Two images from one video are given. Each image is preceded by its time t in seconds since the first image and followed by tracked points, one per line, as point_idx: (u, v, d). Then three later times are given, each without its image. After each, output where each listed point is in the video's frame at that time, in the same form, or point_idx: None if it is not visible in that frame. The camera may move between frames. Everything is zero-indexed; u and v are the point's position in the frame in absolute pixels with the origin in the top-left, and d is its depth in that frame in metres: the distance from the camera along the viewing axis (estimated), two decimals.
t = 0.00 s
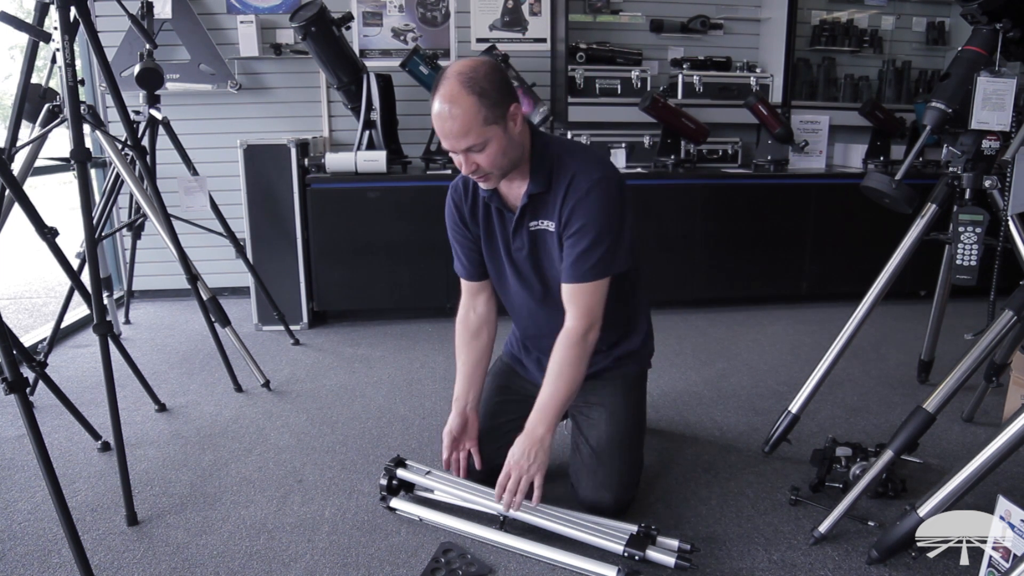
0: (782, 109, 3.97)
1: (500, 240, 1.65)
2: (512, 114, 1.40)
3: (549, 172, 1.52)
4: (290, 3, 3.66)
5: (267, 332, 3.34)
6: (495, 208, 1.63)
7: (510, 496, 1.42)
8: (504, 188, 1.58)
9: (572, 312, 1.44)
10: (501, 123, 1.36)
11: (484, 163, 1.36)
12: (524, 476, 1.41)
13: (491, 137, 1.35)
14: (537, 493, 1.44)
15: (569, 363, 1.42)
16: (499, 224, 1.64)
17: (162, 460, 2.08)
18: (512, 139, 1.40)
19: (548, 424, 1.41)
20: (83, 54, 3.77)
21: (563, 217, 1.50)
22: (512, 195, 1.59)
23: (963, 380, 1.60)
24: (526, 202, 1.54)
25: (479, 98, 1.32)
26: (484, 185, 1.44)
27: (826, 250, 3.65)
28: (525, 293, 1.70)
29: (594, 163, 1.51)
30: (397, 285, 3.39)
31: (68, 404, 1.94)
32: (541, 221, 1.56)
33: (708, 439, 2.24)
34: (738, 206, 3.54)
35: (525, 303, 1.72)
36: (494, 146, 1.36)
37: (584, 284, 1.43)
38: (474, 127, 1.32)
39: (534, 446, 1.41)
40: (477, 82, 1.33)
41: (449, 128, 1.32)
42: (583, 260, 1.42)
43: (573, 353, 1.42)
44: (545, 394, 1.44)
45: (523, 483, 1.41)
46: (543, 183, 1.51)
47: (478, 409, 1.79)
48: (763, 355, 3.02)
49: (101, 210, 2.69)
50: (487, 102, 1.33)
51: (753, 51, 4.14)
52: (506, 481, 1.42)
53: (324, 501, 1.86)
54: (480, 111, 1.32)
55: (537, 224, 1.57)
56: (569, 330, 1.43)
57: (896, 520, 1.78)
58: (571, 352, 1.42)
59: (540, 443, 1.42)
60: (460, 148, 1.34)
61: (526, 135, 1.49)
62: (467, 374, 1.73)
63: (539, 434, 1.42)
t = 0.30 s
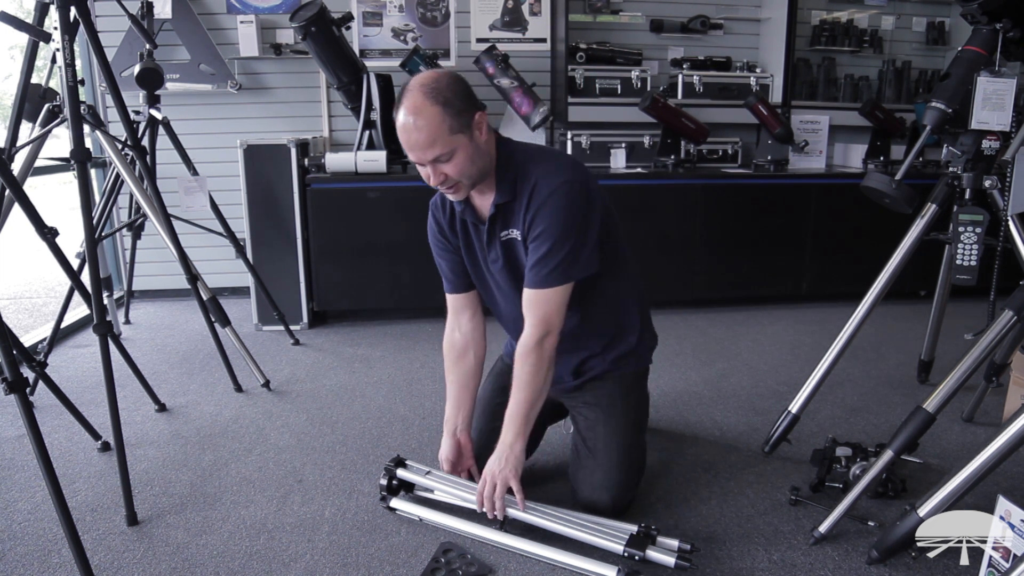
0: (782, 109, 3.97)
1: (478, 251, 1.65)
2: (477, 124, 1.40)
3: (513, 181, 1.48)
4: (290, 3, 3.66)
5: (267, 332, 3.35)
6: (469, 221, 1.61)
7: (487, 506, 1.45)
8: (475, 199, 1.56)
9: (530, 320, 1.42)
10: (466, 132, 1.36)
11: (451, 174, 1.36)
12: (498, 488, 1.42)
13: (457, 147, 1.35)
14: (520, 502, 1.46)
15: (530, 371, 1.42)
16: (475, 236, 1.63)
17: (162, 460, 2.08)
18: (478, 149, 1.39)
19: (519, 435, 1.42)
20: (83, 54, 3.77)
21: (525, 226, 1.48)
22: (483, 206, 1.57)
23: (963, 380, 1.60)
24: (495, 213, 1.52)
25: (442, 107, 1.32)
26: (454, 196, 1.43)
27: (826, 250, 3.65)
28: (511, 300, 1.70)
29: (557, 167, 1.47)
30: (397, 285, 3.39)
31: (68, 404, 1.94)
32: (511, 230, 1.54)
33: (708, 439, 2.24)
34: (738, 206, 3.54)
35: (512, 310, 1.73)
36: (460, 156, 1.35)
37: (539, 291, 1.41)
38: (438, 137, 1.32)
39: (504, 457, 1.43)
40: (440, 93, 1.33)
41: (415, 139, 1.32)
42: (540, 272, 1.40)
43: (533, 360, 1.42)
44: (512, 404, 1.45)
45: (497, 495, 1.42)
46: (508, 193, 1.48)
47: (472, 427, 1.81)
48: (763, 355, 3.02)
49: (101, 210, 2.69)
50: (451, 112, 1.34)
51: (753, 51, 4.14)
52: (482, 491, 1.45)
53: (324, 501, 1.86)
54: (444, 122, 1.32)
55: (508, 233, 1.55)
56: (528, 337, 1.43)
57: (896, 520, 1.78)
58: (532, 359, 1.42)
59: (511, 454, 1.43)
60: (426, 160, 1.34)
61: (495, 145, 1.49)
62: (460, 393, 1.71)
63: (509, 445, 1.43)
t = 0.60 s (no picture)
0: (782, 109, 3.97)
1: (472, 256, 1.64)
2: (462, 125, 1.39)
3: (502, 183, 1.47)
4: (290, 3, 3.66)
5: (267, 332, 3.35)
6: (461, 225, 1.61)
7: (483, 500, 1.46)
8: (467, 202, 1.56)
9: (530, 324, 1.43)
10: (450, 133, 1.35)
11: (438, 175, 1.35)
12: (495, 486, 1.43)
13: (443, 148, 1.34)
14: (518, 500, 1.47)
15: (532, 374, 1.42)
16: (468, 240, 1.62)
17: (162, 459, 2.08)
18: (464, 150, 1.39)
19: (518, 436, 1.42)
20: (83, 54, 3.77)
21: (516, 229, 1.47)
22: (474, 209, 1.56)
23: (963, 380, 1.60)
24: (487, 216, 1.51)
25: (426, 109, 1.32)
26: (442, 198, 1.42)
27: (826, 250, 3.65)
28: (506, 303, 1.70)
29: (543, 168, 1.46)
30: (397, 285, 3.39)
31: (68, 404, 1.94)
32: (504, 233, 1.54)
33: (708, 439, 2.24)
34: (738, 206, 3.54)
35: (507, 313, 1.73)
36: (446, 157, 1.35)
37: (536, 296, 1.41)
38: (422, 138, 1.31)
39: (502, 455, 1.44)
40: (424, 94, 1.33)
41: (400, 141, 1.32)
42: (534, 276, 1.40)
43: (535, 362, 1.42)
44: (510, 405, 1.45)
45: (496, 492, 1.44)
46: (499, 196, 1.47)
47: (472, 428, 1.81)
48: (763, 355, 3.02)
49: (101, 210, 2.69)
50: (435, 113, 1.33)
51: (753, 51, 4.14)
52: (478, 487, 1.46)
53: (324, 501, 1.86)
54: (427, 123, 1.31)
55: (501, 236, 1.54)
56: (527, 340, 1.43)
57: (896, 520, 1.78)
58: (532, 361, 1.42)
59: (508, 453, 1.44)
60: (412, 161, 1.33)
61: (483, 147, 1.48)
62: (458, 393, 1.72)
63: (508, 444, 1.44)
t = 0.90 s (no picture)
0: (782, 109, 3.97)
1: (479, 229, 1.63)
2: (483, 88, 1.38)
3: (524, 153, 1.49)
4: (290, 3, 3.66)
5: (267, 332, 3.34)
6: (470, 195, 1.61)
7: (501, 438, 1.20)
8: (479, 172, 1.56)
9: (597, 279, 1.38)
10: (472, 94, 1.34)
11: (458, 135, 1.33)
12: (523, 425, 1.21)
13: (464, 107, 1.33)
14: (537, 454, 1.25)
15: (594, 328, 1.33)
16: (477, 212, 1.62)
17: (162, 460, 2.08)
18: (484, 112, 1.37)
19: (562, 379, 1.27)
20: (83, 54, 3.77)
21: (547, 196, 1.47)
22: (487, 180, 1.56)
23: (963, 380, 1.60)
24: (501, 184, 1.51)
25: (450, 67, 1.30)
26: (459, 162, 1.40)
27: (826, 250, 3.65)
28: (509, 284, 1.67)
29: (570, 140, 1.48)
30: (397, 285, 3.39)
31: (68, 404, 1.94)
32: (517, 205, 1.53)
33: (708, 439, 2.24)
34: (738, 206, 3.54)
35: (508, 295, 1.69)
36: (466, 117, 1.33)
37: (600, 254, 1.38)
38: (445, 96, 1.29)
39: (540, 399, 1.26)
40: (447, 53, 1.31)
41: (421, 98, 1.30)
42: (583, 235, 1.39)
43: (601, 317, 1.34)
44: (559, 354, 1.32)
45: (522, 433, 1.21)
46: (517, 163, 1.48)
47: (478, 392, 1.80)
48: (763, 355, 3.02)
49: (101, 210, 2.69)
50: (458, 73, 1.32)
51: (753, 51, 4.14)
52: (501, 421, 1.22)
53: (324, 501, 1.86)
54: (450, 81, 1.30)
55: (513, 208, 1.54)
56: (596, 295, 1.37)
57: (896, 520, 1.78)
58: (596, 316, 1.34)
59: (545, 400, 1.26)
60: (433, 120, 1.31)
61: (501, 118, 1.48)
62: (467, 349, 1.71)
63: (547, 391, 1.27)
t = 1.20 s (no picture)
0: (782, 109, 3.97)
1: (507, 216, 1.68)
2: (530, 75, 1.44)
3: (564, 146, 1.58)
4: (290, 3, 3.66)
5: (267, 332, 3.34)
6: (503, 182, 1.67)
7: (534, 376, 1.15)
8: (515, 161, 1.64)
9: (646, 260, 1.44)
10: (521, 79, 1.40)
11: (504, 117, 1.39)
12: (563, 366, 1.17)
13: (512, 90, 1.39)
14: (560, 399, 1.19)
15: (643, 297, 1.36)
16: (507, 199, 1.67)
17: (162, 460, 2.08)
18: (529, 98, 1.43)
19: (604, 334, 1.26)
20: (83, 54, 3.77)
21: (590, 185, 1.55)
22: (523, 169, 1.64)
23: (963, 380, 1.60)
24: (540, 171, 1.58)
25: (504, 51, 1.36)
26: (499, 145, 1.45)
27: (826, 250, 3.65)
28: (531, 273, 1.70)
29: (611, 138, 1.59)
30: (397, 285, 3.39)
31: (68, 404, 1.94)
32: (553, 194, 1.60)
33: (708, 439, 2.24)
34: (738, 205, 3.54)
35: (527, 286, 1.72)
36: (514, 101, 1.39)
37: (648, 239, 1.45)
38: (498, 78, 1.35)
39: (582, 346, 1.23)
40: (501, 38, 1.37)
41: (474, 78, 1.35)
42: (629, 221, 1.46)
43: (650, 289, 1.37)
44: (604, 311, 1.32)
45: (560, 374, 1.16)
46: (558, 152, 1.57)
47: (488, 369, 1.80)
48: (763, 355, 3.02)
49: (101, 210, 2.69)
50: (510, 56, 1.37)
51: (753, 51, 4.14)
52: (541, 357, 1.17)
53: (324, 501, 1.86)
54: (503, 64, 1.35)
55: (549, 197, 1.61)
56: (645, 271, 1.41)
57: (896, 520, 1.78)
58: (645, 288, 1.38)
59: (586, 349, 1.23)
60: (483, 100, 1.36)
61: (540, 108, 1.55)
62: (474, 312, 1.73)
63: (589, 342, 1.25)
